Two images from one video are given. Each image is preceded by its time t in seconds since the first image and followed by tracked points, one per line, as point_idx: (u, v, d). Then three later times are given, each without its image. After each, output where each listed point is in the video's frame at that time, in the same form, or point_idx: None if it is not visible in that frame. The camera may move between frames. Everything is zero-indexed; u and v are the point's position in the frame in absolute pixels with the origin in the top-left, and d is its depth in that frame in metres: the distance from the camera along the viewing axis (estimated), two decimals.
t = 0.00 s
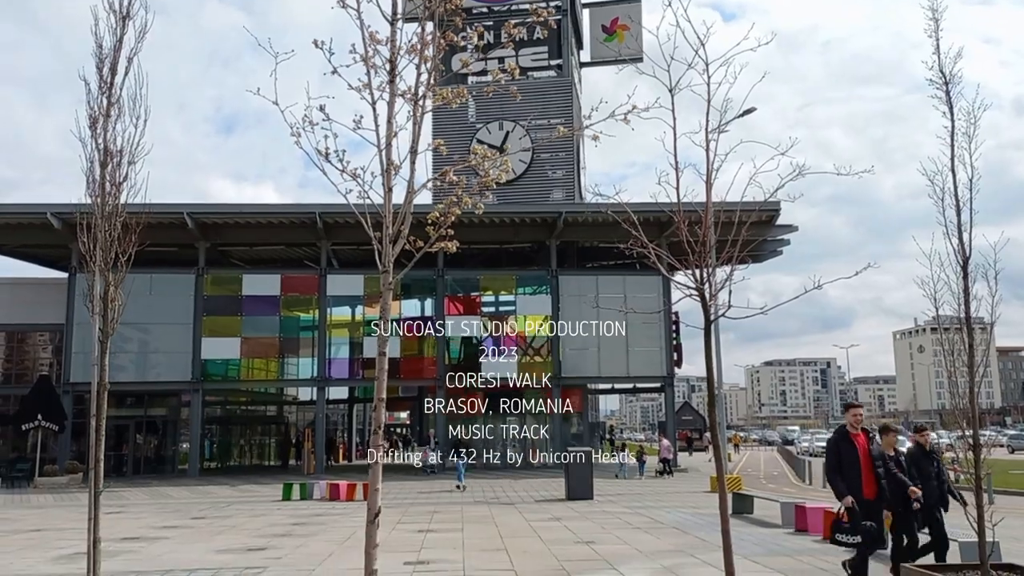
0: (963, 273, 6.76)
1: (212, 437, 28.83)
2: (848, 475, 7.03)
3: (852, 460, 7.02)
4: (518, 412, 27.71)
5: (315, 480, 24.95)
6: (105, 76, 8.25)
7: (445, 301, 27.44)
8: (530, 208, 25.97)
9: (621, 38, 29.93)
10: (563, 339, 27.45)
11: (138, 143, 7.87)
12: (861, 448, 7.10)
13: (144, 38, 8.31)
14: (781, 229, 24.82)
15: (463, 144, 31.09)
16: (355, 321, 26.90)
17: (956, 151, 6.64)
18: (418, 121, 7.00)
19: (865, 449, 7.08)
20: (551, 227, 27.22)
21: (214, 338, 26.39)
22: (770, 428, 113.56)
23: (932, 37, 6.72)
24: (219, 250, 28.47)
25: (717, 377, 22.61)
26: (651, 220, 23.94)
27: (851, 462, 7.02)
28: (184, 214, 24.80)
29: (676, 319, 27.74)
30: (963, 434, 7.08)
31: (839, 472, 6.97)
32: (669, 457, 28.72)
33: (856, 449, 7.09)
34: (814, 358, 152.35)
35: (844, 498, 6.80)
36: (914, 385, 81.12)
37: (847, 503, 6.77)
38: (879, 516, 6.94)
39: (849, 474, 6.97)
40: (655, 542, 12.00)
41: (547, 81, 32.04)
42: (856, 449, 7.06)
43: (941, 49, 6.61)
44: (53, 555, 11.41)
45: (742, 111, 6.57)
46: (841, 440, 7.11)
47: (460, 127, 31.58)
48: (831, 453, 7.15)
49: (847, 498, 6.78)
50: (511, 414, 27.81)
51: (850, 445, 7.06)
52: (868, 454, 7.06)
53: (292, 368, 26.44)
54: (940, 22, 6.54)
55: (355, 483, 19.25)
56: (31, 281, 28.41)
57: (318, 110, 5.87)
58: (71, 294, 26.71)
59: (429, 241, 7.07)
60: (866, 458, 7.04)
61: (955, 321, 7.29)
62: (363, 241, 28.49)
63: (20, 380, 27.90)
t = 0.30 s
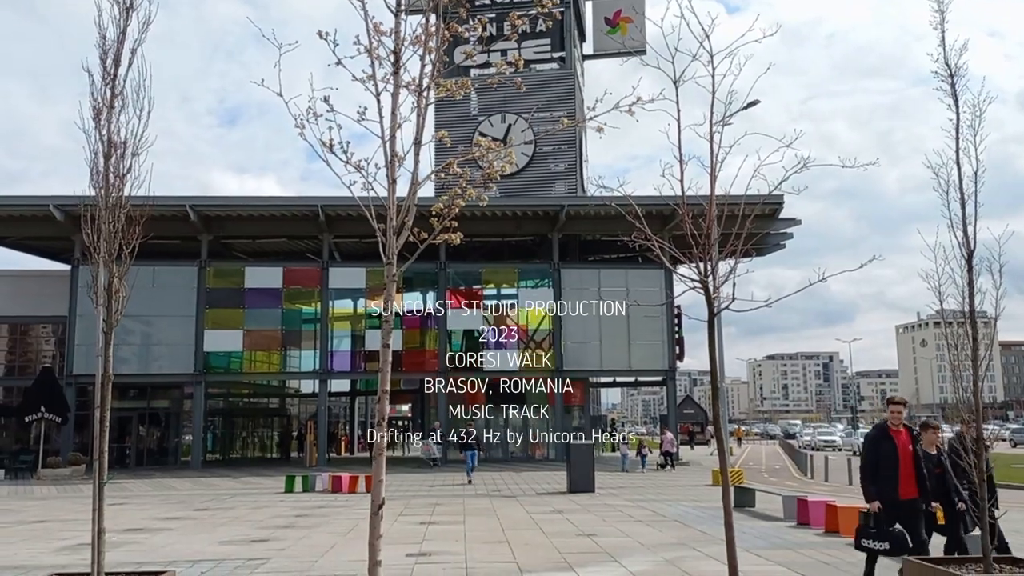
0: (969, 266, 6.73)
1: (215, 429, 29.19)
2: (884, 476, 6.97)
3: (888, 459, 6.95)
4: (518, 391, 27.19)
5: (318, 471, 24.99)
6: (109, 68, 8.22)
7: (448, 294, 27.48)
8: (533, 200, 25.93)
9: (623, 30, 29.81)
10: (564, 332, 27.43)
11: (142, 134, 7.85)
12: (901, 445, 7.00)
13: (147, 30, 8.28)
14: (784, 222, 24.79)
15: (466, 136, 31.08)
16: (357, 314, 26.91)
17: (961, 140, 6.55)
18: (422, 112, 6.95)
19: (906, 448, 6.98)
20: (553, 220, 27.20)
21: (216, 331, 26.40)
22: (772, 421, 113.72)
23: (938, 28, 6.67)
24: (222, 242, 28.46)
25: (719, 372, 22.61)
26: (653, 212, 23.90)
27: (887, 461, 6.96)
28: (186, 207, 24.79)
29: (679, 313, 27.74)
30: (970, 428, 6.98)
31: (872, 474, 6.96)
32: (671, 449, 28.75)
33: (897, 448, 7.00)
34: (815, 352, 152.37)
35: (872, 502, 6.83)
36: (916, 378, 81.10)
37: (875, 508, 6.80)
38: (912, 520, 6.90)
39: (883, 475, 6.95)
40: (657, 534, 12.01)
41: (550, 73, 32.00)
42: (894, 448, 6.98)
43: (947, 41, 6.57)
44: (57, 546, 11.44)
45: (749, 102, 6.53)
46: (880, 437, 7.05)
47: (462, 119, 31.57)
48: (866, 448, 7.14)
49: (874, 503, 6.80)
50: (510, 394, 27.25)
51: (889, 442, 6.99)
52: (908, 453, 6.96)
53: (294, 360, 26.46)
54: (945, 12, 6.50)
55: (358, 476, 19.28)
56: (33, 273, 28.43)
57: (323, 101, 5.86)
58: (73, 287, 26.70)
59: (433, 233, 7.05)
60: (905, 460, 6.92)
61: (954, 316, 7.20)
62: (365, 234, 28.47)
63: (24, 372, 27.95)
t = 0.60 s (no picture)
0: (975, 262, 6.71)
1: (221, 423, 29.16)
2: (927, 468, 7.60)
3: (929, 452, 7.56)
4: (518, 369, 27.07)
5: (323, 465, 25.05)
6: (116, 63, 8.23)
7: (453, 288, 27.48)
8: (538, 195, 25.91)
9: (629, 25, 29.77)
10: (570, 327, 27.45)
11: (149, 129, 7.87)
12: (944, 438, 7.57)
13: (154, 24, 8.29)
14: (790, 217, 24.74)
15: (472, 130, 31.09)
16: (363, 308, 26.92)
17: (968, 137, 6.51)
18: (428, 108, 6.95)
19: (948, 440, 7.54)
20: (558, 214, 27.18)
21: (222, 325, 26.48)
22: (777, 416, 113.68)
23: (945, 22, 6.64)
24: (228, 237, 28.50)
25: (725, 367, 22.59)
26: (659, 208, 23.88)
27: (928, 454, 7.58)
28: (193, 201, 24.84)
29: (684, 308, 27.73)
30: (976, 423, 6.95)
31: (914, 467, 7.60)
32: (677, 444, 28.77)
33: (939, 442, 7.58)
34: (820, 347, 152.10)
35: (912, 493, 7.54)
36: (922, 373, 80.93)
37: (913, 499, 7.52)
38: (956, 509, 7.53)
39: (925, 468, 7.58)
40: (662, 529, 12.01)
41: (556, 68, 31.99)
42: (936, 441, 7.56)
43: (954, 36, 6.54)
44: (65, 540, 11.49)
45: (755, 96, 6.52)
46: (924, 430, 7.66)
47: (467, 113, 31.59)
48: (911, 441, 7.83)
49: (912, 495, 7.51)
50: (512, 372, 27.21)
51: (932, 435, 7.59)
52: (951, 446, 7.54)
53: (300, 355, 26.54)
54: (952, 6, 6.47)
55: (363, 470, 19.33)
56: (40, 267, 28.52)
57: (329, 97, 5.87)
58: (80, 282, 26.78)
59: (439, 228, 7.05)
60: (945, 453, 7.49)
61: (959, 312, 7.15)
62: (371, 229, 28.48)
63: (31, 366, 28.07)
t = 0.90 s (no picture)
0: (992, 258, 6.67)
1: (237, 418, 29.34)
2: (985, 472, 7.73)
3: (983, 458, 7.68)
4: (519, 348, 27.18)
5: (338, 461, 25.15)
6: (132, 61, 8.30)
7: (466, 284, 27.49)
8: (552, 190, 25.89)
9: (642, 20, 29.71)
10: (583, 322, 27.45)
11: (166, 127, 7.92)
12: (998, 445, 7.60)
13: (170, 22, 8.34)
14: (805, 213, 24.63)
15: (485, 126, 31.14)
16: (377, 304, 27.02)
17: (985, 133, 6.47)
18: (442, 105, 6.96)
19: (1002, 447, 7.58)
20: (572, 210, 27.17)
21: (238, 321, 26.62)
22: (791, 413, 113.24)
23: (962, 17, 6.60)
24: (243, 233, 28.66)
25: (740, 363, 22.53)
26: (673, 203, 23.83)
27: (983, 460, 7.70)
28: (208, 198, 24.98)
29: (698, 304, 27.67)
30: (993, 420, 6.90)
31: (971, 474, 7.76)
32: (689, 441, 28.99)
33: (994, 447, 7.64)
34: (836, 343, 151.29)
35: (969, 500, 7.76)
36: (939, 370, 80.35)
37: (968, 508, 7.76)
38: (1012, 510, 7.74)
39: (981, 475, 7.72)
40: (676, 526, 12.01)
41: (569, 64, 31.98)
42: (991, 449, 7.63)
43: (970, 31, 6.49)
44: (83, 533, 11.61)
45: (771, 92, 6.51)
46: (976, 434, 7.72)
47: (480, 110, 31.64)
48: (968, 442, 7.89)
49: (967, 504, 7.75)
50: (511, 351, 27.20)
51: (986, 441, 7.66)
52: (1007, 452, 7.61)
53: (314, 351, 26.65)
54: None
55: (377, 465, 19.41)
56: (58, 264, 28.76)
57: (345, 93, 5.88)
58: (98, 278, 26.98)
59: (454, 224, 7.05)
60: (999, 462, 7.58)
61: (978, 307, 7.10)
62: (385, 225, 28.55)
63: (49, 362, 28.33)
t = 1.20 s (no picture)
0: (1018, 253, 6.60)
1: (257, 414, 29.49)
2: None
3: None
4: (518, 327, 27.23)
5: (357, 456, 25.27)
6: (155, 58, 8.36)
7: (485, 280, 27.49)
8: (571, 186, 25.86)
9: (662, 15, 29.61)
10: (602, 318, 27.39)
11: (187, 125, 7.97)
12: None
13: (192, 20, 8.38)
14: (826, 208, 24.45)
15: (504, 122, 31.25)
16: (396, 301, 27.10)
17: (1011, 126, 6.39)
18: (462, 102, 6.96)
19: None
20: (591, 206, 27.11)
21: (259, 317, 26.78)
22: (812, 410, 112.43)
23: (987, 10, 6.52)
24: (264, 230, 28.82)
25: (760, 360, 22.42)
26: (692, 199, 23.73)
27: None
28: (229, 195, 25.15)
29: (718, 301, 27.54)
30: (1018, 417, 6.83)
31: None
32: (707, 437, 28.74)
33: None
34: (858, 340, 150.06)
35: None
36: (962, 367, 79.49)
37: None
38: None
39: None
40: (696, 522, 11.98)
41: (588, 60, 31.96)
42: None
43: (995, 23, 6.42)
44: (108, 527, 11.74)
45: (793, 85, 6.47)
46: None
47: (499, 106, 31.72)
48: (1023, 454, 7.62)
49: None
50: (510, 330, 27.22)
51: None
52: None
53: (334, 347, 26.78)
54: None
55: (397, 461, 19.48)
56: (81, 260, 29.05)
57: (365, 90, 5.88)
58: (121, 274, 27.22)
59: (474, 220, 7.05)
60: None
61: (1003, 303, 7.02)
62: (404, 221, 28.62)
63: (72, 357, 28.64)
